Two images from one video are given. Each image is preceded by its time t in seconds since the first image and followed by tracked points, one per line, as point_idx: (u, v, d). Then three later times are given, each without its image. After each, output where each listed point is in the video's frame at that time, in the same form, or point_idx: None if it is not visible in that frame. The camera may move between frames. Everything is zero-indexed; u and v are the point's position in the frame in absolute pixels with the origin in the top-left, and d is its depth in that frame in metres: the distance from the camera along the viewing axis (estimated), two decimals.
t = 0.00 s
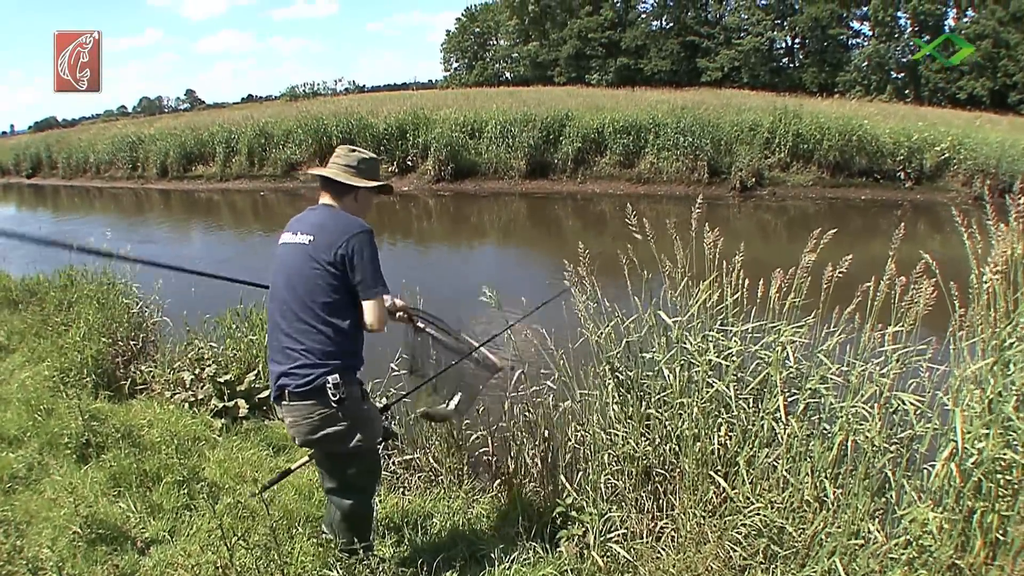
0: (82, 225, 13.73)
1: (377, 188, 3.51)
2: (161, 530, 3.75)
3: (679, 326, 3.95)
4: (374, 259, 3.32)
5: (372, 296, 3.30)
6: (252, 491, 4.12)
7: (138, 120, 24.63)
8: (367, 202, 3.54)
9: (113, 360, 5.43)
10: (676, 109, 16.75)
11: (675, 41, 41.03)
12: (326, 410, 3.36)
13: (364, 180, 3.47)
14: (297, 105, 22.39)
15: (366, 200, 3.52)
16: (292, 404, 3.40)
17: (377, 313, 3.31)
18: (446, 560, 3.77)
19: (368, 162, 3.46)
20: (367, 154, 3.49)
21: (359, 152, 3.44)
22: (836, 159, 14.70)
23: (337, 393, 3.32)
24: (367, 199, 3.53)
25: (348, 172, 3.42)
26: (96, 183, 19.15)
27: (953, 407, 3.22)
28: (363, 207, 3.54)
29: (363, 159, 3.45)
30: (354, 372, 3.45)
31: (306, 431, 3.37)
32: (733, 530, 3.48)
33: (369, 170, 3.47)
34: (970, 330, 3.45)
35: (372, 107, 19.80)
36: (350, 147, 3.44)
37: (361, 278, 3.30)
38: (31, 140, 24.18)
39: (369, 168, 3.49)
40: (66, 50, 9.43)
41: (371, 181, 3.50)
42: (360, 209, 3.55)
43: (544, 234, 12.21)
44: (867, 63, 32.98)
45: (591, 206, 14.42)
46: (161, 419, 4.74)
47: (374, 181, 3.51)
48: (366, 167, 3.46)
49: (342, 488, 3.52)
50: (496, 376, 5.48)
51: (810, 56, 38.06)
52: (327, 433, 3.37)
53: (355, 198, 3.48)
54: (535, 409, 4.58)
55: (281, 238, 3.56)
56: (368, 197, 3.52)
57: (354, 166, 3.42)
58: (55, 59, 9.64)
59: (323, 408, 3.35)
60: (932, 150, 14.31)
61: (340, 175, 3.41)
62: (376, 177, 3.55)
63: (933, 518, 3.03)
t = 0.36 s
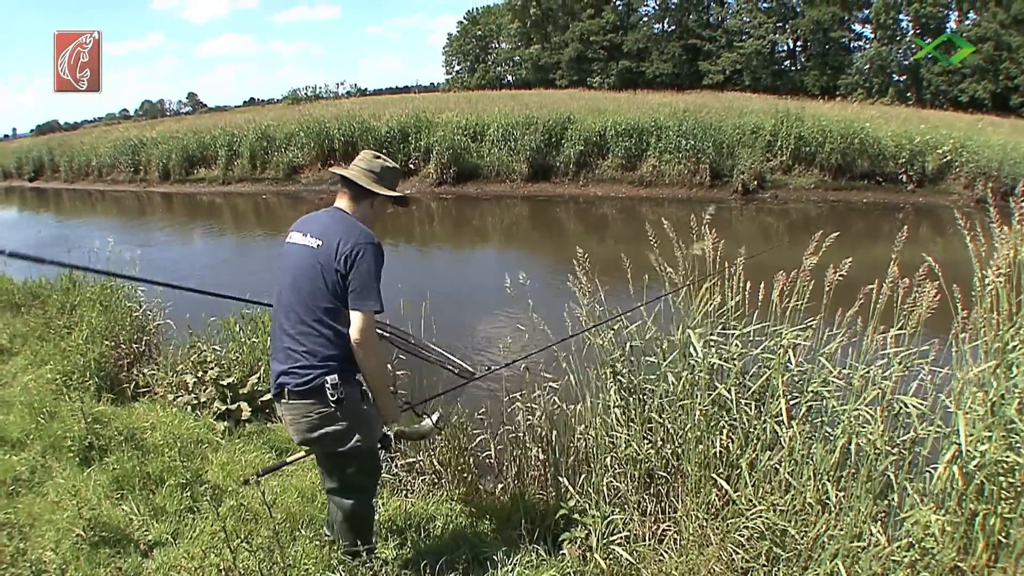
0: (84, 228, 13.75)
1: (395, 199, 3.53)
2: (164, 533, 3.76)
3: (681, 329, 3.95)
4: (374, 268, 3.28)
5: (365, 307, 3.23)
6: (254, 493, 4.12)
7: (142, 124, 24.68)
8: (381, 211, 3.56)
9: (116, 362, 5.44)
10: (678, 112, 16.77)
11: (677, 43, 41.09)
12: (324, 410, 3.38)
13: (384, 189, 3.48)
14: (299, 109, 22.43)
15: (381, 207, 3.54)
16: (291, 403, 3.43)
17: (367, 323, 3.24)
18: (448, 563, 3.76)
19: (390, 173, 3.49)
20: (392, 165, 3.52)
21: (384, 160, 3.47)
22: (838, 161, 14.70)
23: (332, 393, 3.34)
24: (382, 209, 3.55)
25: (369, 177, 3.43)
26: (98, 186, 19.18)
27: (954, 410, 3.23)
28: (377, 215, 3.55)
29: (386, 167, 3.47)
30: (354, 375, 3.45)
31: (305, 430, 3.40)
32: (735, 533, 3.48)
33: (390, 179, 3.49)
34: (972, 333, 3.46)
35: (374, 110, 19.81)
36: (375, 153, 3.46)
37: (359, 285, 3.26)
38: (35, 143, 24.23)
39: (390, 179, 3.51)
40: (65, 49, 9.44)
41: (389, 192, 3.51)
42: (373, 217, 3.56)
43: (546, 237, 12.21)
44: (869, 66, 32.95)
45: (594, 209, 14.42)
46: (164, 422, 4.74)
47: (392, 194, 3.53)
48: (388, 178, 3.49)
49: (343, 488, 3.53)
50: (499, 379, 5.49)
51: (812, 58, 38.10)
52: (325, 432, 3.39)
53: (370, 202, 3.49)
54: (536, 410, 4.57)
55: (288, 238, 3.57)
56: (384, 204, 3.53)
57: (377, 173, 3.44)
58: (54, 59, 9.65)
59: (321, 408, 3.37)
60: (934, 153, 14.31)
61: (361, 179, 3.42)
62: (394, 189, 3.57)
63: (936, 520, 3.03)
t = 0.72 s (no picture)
0: (89, 227, 13.78)
1: (403, 202, 3.52)
2: (169, 532, 3.76)
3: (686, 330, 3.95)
4: (368, 265, 3.27)
5: (355, 304, 3.21)
6: (259, 491, 4.13)
7: (147, 123, 24.73)
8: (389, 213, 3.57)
9: (120, 361, 5.44)
10: (682, 112, 16.76)
11: (681, 43, 41.09)
12: (315, 409, 3.41)
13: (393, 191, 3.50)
14: (304, 108, 22.45)
15: (387, 208, 3.53)
16: (285, 401, 3.48)
17: (354, 320, 3.20)
18: (453, 561, 3.76)
19: (400, 175, 3.51)
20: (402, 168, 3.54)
21: (394, 161, 3.49)
22: (843, 161, 14.69)
23: (322, 392, 3.35)
24: (388, 211, 3.55)
25: (379, 178, 3.44)
26: (103, 185, 19.22)
27: (959, 409, 3.22)
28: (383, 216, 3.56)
29: (395, 169, 3.48)
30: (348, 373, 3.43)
31: (301, 427, 3.44)
32: (740, 532, 3.52)
33: (400, 180, 3.51)
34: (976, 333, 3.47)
35: (379, 109, 19.82)
36: (385, 153, 3.48)
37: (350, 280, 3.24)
38: (40, 143, 24.30)
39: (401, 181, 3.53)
40: (66, 49, 9.44)
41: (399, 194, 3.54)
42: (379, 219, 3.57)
43: (551, 236, 12.22)
44: (874, 66, 32.85)
45: (598, 208, 14.42)
46: (169, 420, 4.75)
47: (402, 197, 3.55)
48: (399, 179, 3.51)
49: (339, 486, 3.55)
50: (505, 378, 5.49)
51: (816, 58, 37.81)
52: (320, 429, 3.42)
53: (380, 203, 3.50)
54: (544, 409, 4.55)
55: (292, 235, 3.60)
56: (389, 204, 3.52)
57: (386, 174, 3.45)
58: (54, 59, 9.66)
59: (312, 406, 3.40)
60: (938, 153, 14.31)
61: (368, 179, 3.43)
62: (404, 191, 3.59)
63: (940, 519, 3.06)
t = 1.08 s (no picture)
0: (99, 226, 13.85)
1: (397, 185, 3.45)
2: (178, 529, 3.78)
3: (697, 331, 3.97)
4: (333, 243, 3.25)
5: (315, 282, 3.23)
6: (269, 489, 4.14)
7: (157, 122, 24.85)
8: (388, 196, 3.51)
9: (129, 359, 5.46)
10: (690, 109, 16.73)
11: (689, 41, 41.03)
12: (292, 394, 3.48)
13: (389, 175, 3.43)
14: (312, 107, 22.51)
15: (381, 192, 3.48)
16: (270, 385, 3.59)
17: (316, 299, 3.22)
18: (461, 559, 3.77)
19: (391, 157, 3.43)
20: (394, 150, 3.46)
21: (384, 146, 3.40)
22: (850, 158, 14.65)
23: (292, 377, 3.41)
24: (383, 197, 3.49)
25: (373, 165, 3.37)
26: (111, 185, 19.28)
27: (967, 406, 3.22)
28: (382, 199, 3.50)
29: (383, 152, 3.39)
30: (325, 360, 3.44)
31: (284, 412, 3.53)
32: (748, 529, 3.50)
33: (392, 164, 3.43)
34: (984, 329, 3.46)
35: (387, 108, 19.86)
36: (373, 139, 3.39)
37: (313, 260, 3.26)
38: (49, 142, 24.40)
39: (394, 165, 3.46)
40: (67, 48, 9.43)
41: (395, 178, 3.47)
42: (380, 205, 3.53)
43: (559, 234, 12.23)
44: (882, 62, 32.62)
45: (606, 206, 14.41)
46: (178, 419, 4.76)
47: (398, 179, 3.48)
48: (391, 164, 3.43)
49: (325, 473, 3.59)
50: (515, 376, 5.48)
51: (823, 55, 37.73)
52: (297, 415, 3.50)
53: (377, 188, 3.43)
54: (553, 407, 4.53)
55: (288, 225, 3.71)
56: (381, 187, 3.46)
57: (378, 161, 3.37)
58: (54, 59, 9.67)
59: (288, 390, 3.47)
60: (947, 149, 14.26)
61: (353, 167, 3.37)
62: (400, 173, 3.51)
63: (948, 516, 3.04)
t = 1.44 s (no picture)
0: (108, 229, 13.92)
1: (379, 176, 3.27)
2: (187, 530, 3.79)
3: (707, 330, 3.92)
4: (309, 256, 3.22)
5: (295, 301, 3.24)
6: (278, 491, 4.15)
7: (168, 125, 24.96)
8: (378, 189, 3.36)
9: (138, 362, 5.48)
10: (698, 112, 16.71)
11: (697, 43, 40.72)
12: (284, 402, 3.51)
13: (373, 167, 3.27)
14: (322, 110, 22.58)
15: (368, 190, 3.36)
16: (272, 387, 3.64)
17: (299, 317, 3.24)
18: (468, 562, 3.64)
19: (370, 149, 3.27)
20: (371, 141, 3.29)
21: (357, 140, 3.25)
22: (859, 160, 14.60)
23: (278, 387, 3.43)
24: (369, 196, 3.37)
25: (351, 162, 3.23)
26: (120, 188, 19.36)
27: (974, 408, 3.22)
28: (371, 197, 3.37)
29: (355, 148, 3.24)
30: (318, 370, 3.39)
31: (280, 414, 3.57)
32: (756, 531, 3.50)
33: (372, 158, 3.27)
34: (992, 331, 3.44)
35: (396, 111, 19.92)
36: (345, 135, 3.25)
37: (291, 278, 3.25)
38: (58, 145, 24.51)
39: (374, 155, 3.29)
40: (65, 49, 9.50)
41: (381, 169, 3.31)
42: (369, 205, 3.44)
43: (568, 237, 12.24)
44: (889, 65, 32.31)
45: (614, 209, 14.41)
46: (186, 421, 4.78)
47: (384, 170, 3.32)
48: (371, 156, 3.27)
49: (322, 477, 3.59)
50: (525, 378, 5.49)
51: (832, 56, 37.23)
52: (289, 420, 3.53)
53: (361, 186, 3.30)
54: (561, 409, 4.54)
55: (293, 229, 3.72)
56: (367, 185, 3.34)
57: (356, 155, 3.23)
58: (54, 59, 9.71)
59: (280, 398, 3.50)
60: (954, 151, 14.20)
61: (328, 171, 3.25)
62: (385, 162, 3.34)
63: (955, 519, 3.03)
